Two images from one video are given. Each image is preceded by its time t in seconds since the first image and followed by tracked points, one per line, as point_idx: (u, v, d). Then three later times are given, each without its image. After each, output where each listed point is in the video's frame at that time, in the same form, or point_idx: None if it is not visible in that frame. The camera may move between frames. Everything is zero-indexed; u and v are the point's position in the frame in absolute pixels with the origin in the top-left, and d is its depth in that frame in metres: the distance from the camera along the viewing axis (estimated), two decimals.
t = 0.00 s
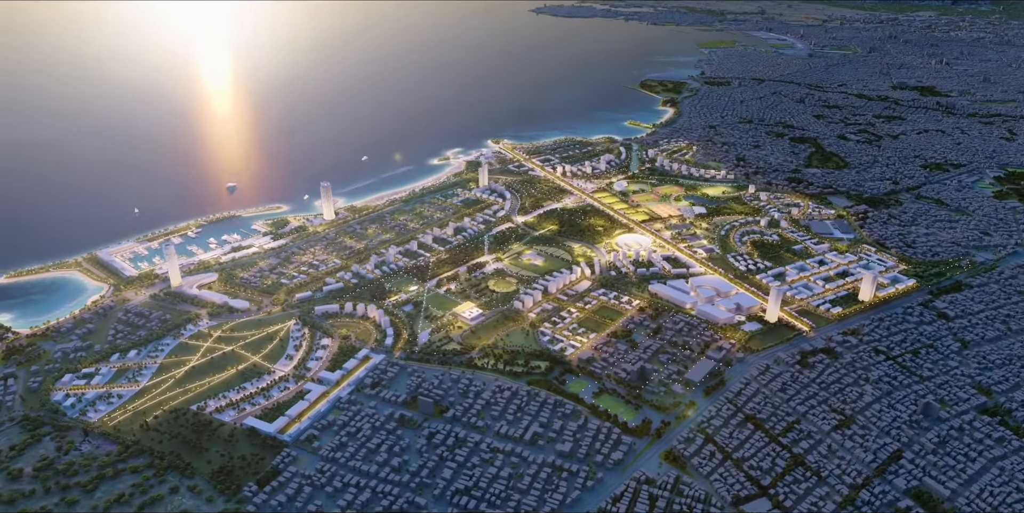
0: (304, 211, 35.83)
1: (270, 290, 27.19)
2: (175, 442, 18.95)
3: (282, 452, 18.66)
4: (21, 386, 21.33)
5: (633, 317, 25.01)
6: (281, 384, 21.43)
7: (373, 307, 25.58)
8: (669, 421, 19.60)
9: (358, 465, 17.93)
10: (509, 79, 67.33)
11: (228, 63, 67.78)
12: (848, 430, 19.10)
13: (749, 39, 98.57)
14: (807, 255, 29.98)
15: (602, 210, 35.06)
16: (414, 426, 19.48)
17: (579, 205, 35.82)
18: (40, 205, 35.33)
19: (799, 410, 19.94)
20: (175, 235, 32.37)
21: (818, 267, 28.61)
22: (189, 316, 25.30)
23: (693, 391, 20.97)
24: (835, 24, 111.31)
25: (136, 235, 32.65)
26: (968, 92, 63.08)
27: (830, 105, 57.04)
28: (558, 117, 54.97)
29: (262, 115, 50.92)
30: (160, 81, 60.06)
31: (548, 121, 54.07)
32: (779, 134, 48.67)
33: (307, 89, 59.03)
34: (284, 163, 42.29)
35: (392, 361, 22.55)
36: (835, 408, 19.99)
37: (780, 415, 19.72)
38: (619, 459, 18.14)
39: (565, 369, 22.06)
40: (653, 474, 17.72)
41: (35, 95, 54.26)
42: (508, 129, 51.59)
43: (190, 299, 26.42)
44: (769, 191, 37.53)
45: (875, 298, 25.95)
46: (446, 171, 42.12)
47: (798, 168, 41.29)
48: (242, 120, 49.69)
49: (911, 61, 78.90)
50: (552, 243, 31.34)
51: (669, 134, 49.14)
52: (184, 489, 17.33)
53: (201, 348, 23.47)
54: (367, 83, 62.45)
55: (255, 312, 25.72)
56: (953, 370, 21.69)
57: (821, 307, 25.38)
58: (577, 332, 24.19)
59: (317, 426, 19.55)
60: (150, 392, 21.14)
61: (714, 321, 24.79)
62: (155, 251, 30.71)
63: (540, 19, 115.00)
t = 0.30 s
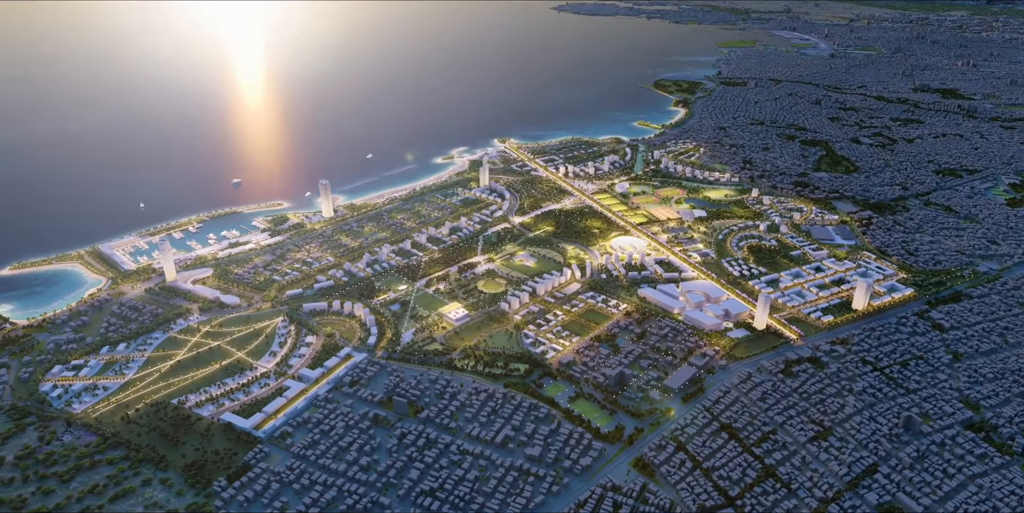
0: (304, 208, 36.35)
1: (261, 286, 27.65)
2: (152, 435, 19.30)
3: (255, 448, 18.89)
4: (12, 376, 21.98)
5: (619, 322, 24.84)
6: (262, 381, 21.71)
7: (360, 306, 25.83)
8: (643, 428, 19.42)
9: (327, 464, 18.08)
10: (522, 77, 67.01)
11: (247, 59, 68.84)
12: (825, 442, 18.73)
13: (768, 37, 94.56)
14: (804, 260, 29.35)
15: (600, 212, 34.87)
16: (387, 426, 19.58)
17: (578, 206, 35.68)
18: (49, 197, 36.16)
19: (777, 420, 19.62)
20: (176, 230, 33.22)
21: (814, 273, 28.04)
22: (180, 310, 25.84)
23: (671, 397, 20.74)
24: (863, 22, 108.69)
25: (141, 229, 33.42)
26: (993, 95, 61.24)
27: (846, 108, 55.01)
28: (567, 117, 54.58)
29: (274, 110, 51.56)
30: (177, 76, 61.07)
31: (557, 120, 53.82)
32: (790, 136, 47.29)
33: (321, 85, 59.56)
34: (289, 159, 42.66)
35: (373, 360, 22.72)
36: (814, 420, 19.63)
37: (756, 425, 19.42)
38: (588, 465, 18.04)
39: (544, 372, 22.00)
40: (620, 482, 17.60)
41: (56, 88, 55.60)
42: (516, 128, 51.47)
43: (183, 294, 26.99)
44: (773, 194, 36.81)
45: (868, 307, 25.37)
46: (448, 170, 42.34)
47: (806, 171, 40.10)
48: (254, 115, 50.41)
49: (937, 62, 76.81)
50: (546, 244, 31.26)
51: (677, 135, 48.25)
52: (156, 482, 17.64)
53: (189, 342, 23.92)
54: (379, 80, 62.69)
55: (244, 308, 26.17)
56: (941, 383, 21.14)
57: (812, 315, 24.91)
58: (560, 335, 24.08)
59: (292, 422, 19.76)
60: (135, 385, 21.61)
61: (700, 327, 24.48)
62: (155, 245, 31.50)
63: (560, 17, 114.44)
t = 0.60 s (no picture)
0: (303, 205, 36.48)
1: (252, 284, 27.77)
2: (129, 432, 19.28)
3: (230, 448, 18.78)
4: None
5: (608, 325, 24.37)
6: (243, 380, 21.64)
7: (348, 305, 25.70)
8: (623, 436, 18.97)
9: (299, 466, 17.91)
10: (533, 75, 66.34)
11: (261, 54, 69.25)
12: (810, 456, 18.15)
13: (787, 35, 91.29)
14: (805, 266, 28.53)
15: (599, 213, 34.35)
16: (363, 429, 19.37)
17: (578, 207, 35.19)
18: (54, 190, 36.57)
19: (762, 432, 19.05)
20: (175, 226, 33.62)
21: (814, 279, 27.25)
22: (170, 306, 26.00)
23: (655, 406, 20.25)
24: (888, 20, 106.16)
25: (141, 224, 33.68)
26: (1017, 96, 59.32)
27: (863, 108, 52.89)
28: (575, 115, 53.90)
29: (283, 106, 51.71)
30: (192, 71, 61.61)
31: (565, 119, 53.18)
32: (801, 137, 45.69)
33: (331, 81, 59.60)
34: (292, 156, 42.65)
35: (356, 361, 22.53)
36: (801, 432, 19.03)
37: (740, 436, 18.87)
38: (563, 473, 17.65)
39: (527, 376, 21.63)
40: (594, 492, 17.18)
41: (71, 81, 56.33)
42: (523, 126, 50.94)
43: (174, 290, 27.19)
44: (780, 196, 35.84)
45: (868, 316, 24.60)
46: (450, 168, 42.14)
47: (814, 174, 38.77)
48: (263, 110, 50.62)
49: (962, 62, 74.70)
50: (541, 245, 30.86)
51: (685, 135, 46.94)
52: (127, 480, 17.59)
53: (175, 339, 24.01)
54: (388, 77, 62.44)
55: (233, 305, 26.25)
56: (937, 396, 20.43)
57: (807, 322, 24.20)
58: (547, 338, 23.68)
59: (268, 422, 19.63)
60: (117, 382, 21.68)
61: (691, 333, 23.88)
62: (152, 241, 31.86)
63: (577, 13, 113.48)
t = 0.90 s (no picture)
0: (303, 201, 36.46)
1: (244, 280, 27.77)
2: (108, 427, 19.26)
3: (206, 446, 18.65)
4: None
5: (598, 329, 23.88)
6: (226, 377, 21.57)
7: (338, 304, 25.55)
8: (603, 444, 18.49)
9: (272, 466, 17.72)
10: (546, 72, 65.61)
11: (275, 49, 69.52)
12: (795, 470, 17.55)
13: (808, 33, 88.65)
14: (807, 271, 27.60)
15: (600, 213, 33.71)
16: (339, 430, 19.14)
17: (579, 207, 34.60)
18: (59, 181, 36.87)
19: (748, 443, 18.47)
20: (175, 220, 33.80)
21: (815, 285, 26.39)
22: (161, 301, 26.12)
23: (639, 413, 19.72)
24: (915, 18, 103.39)
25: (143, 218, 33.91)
26: None
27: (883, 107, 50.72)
28: (587, 113, 52.85)
29: (292, 101, 51.74)
30: (205, 65, 61.96)
31: (575, 117, 52.33)
32: (815, 138, 43.94)
33: (342, 76, 59.50)
34: (297, 151, 42.55)
35: (340, 360, 22.33)
36: (788, 445, 18.41)
37: (725, 447, 18.30)
38: (538, 481, 17.25)
39: (510, 379, 21.24)
40: (569, 501, 16.75)
41: (87, 73, 56.88)
42: (531, 124, 50.20)
43: (167, 285, 27.34)
44: (787, 198, 34.62)
45: (868, 324, 23.77)
46: (454, 165, 41.79)
47: (825, 176, 37.32)
48: (272, 105, 50.69)
49: (990, 62, 72.37)
50: (537, 244, 30.40)
51: (695, 134, 45.44)
52: (101, 476, 17.53)
53: (164, 335, 24.09)
54: (399, 73, 62.00)
55: (224, 302, 26.28)
56: (934, 410, 19.67)
57: (804, 330, 23.47)
58: (535, 341, 23.22)
59: (245, 421, 19.47)
60: (102, 376, 21.76)
61: (683, 339, 23.25)
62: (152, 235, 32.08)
63: (596, 9, 112.25)
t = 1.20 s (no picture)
0: (306, 196, 36.44)
1: (238, 274, 27.77)
2: (89, 420, 19.27)
3: (183, 441, 18.56)
4: None
5: (589, 331, 23.36)
6: (210, 372, 21.51)
7: (328, 300, 25.38)
8: (583, 451, 18.04)
9: (246, 464, 17.57)
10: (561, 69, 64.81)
11: (292, 44, 69.78)
12: (780, 484, 16.94)
13: (831, 31, 86.41)
14: (810, 276, 26.69)
15: (602, 213, 33.01)
16: (317, 428, 18.95)
17: (582, 206, 33.95)
18: (68, 174, 37.30)
19: (733, 454, 17.89)
20: (177, 214, 33.96)
21: (817, 290, 25.54)
22: (155, 295, 26.23)
23: (623, 419, 19.24)
24: (946, 16, 100.34)
25: (146, 212, 34.11)
26: None
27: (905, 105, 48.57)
28: (597, 108, 52.05)
29: (303, 97, 51.80)
30: (220, 61, 62.47)
31: (586, 114, 51.42)
32: (830, 139, 41.93)
33: (355, 72, 59.46)
34: (303, 146, 42.56)
35: (325, 357, 22.15)
36: (774, 457, 17.80)
37: (708, 458, 17.75)
38: (512, 487, 16.86)
39: (494, 381, 20.85)
40: (542, 509, 16.35)
41: (104, 69, 57.62)
42: (540, 121, 49.50)
43: (163, 278, 27.47)
44: (796, 199, 33.54)
45: (869, 333, 22.93)
46: (459, 162, 41.44)
47: (837, 179, 35.73)
48: (283, 101, 50.82)
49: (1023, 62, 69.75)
50: (535, 243, 29.91)
51: (706, 134, 43.68)
52: (77, 469, 17.52)
53: (153, 328, 24.15)
54: (410, 69, 61.80)
55: (216, 296, 26.31)
56: (931, 424, 18.91)
57: (802, 337, 22.72)
58: (523, 343, 22.78)
59: (224, 417, 19.36)
60: (89, 368, 21.84)
61: (675, 344, 22.62)
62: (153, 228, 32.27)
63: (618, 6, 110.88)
